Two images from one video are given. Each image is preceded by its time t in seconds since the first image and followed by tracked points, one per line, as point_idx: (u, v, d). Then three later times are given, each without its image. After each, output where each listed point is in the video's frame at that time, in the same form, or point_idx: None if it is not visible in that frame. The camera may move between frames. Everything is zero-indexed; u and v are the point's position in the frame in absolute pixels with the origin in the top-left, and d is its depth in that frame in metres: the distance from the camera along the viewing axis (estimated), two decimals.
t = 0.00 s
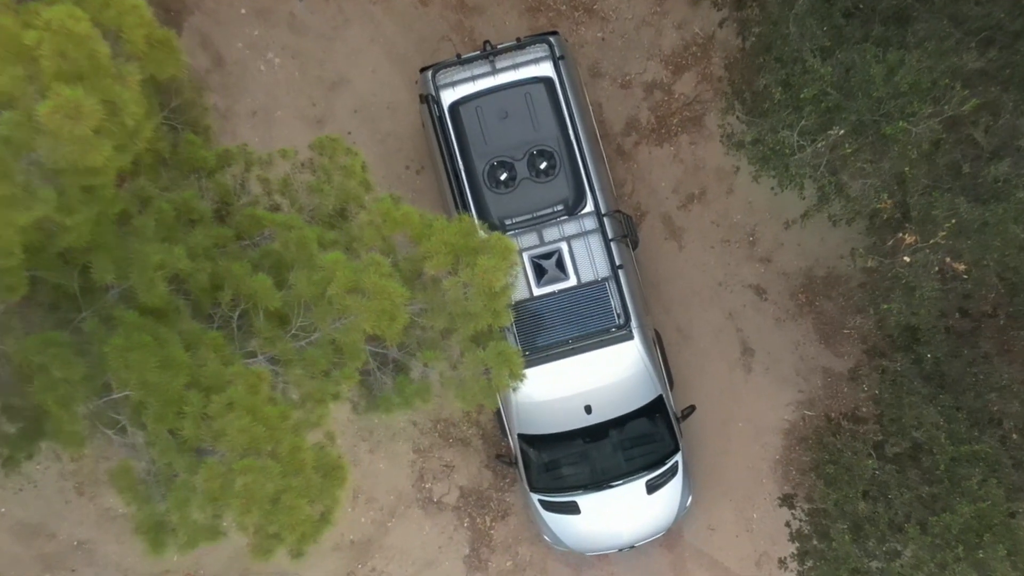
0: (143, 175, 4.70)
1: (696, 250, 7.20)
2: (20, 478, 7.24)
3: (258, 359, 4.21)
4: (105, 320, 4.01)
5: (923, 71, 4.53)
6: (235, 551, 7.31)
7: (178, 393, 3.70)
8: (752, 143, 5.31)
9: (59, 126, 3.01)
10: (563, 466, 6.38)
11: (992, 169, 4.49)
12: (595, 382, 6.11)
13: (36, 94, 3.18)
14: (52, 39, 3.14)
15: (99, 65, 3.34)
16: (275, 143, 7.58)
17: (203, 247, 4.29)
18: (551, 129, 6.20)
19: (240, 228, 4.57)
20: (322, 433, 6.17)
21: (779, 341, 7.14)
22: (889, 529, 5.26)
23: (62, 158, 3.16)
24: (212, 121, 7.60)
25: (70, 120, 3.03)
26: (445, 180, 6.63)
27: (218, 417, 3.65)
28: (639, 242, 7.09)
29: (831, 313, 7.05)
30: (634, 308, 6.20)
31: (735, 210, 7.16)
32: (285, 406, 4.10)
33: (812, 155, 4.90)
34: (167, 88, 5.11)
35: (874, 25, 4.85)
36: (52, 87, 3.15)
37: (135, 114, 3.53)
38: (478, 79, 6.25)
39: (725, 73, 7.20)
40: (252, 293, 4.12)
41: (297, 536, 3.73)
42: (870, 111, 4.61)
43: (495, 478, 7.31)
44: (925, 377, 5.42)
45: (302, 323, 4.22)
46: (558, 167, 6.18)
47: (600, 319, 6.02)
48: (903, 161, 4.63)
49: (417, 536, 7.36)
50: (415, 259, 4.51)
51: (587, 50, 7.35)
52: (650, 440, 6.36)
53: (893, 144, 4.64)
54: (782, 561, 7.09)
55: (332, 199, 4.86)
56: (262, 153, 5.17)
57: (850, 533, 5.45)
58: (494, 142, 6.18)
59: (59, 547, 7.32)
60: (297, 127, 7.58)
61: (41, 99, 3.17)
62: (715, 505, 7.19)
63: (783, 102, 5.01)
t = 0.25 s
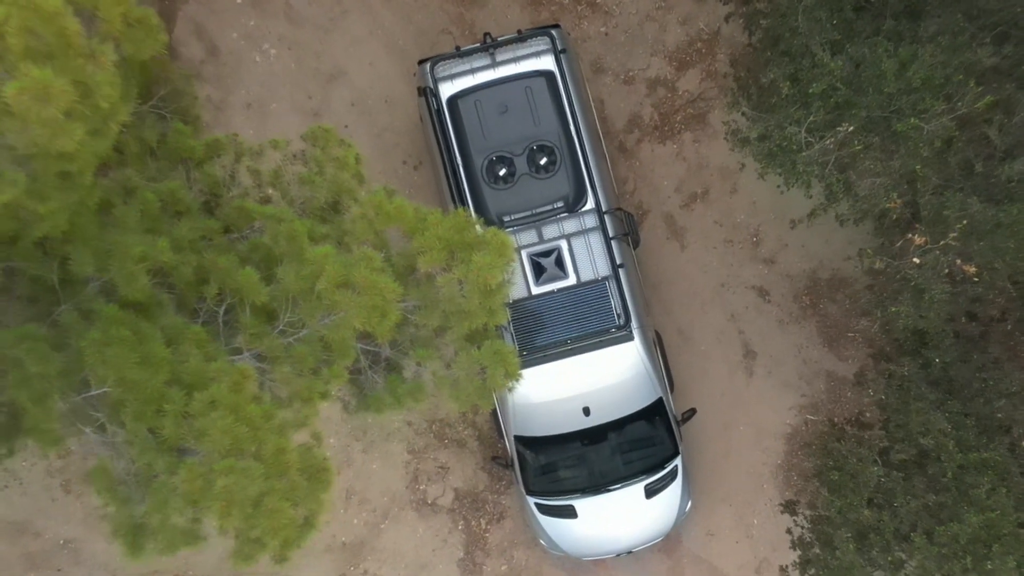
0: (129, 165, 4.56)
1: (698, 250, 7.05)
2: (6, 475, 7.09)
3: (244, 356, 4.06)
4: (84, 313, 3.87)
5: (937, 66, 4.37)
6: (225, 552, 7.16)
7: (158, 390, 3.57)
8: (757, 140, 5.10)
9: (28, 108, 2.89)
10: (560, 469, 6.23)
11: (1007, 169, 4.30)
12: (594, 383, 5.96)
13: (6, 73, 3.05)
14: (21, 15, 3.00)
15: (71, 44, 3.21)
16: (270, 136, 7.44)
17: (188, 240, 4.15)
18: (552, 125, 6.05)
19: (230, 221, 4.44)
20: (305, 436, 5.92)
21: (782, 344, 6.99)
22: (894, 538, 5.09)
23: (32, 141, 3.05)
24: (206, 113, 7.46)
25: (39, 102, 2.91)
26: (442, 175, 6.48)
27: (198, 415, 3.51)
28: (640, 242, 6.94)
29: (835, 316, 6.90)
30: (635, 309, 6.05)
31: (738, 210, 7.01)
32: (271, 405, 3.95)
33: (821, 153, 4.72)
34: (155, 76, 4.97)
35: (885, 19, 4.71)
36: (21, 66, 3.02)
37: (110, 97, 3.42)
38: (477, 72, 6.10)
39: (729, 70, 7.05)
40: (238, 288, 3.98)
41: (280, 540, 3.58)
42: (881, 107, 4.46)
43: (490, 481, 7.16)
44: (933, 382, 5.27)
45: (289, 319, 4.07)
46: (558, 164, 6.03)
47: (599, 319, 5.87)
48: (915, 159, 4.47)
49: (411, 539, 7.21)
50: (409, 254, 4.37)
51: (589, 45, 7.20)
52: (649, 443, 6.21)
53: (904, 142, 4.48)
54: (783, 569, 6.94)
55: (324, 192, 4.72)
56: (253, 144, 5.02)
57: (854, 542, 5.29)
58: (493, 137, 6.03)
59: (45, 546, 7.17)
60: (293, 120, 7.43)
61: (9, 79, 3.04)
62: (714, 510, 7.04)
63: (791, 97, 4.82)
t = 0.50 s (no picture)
0: (117, 154, 4.42)
1: (701, 250, 6.91)
2: None
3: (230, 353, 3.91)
4: (64, 307, 3.73)
5: (952, 60, 4.21)
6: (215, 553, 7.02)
7: (139, 388, 3.43)
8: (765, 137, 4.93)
9: None
10: (557, 472, 6.08)
11: None
12: (593, 385, 5.81)
13: None
14: None
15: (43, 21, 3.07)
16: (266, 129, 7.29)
17: (173, 231, 4.00)
18: (553, 119, 5.90)
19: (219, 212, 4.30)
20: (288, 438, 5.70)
21: (786, 347, 6.84)
22: (901, 548, 4.93)
23: None
24: (201, 105, 7.31)
25: (9, 82, 2.78)
26: (440, 170, 6.33)
27: (180, 415, 3.35)
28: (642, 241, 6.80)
29: (840, 319, 6.75)
30: (636, 309, 5.90)
31: (742, 209, 6.86)
32: (257, 404, 3.81)
33: (831, 149, 4.58)
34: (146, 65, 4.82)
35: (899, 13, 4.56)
36: None
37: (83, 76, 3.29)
38: (477, 65, 5.96)
39: (735, 67, 6.90)
40: (225, 282, 3.84)
41: (264, 546, 3.44)
42: (893, 102, 4.32)
43: (486, 483, 7.02)
44: (942, 388, 5.10)
45: (278, 315, 3.92)
46: (559, 160, 5.88)
47: (600, 319, 5.73)
48: (929, 157, 4.30)
49: (405, 541, 7.07)
50: (404, 249, 4.22)
51: (592, 39, 7.04)
52: (649, 447, 6.06)
53: (917, 139, 4.33)
54: None
55: (317, 185, 4.57)
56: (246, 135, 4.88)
57: (860, 552, 5.12)
58: (492, 132, 5.88)
59: (31, 544, 7.02)
60: (289, 113, 7.29)
61: None
62: (715, 516, 6.90)
63: (799, 92, 4.67)
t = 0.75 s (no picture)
0: (105, 144, 4.28)
1: (704, 251, 6.77)
2: None
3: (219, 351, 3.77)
4: (47, 300, 3.59)
5: (969, 56, 4.06)
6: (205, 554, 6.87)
7: (122, 385, 3.29)
8: (774, 134, 4.78)
9: None
10: (555, 476, 5.94)
11: None
12: (594, 387, 5.68)
13: None
14: None
15: None
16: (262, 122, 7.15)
17: (161, 223, 3.86)
18: (556, 115, 5.76)
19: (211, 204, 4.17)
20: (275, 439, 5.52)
21: (790, 350, 6.70)
22: (909, 558, 4.80)
23: None
24: (197, 97, 7.17)
25: None
26: (440, 165, 6.19)
27: (164, 414, 3.21)
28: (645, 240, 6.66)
29: (845, 322, 6.62)
30: (638, 310, 5.76)
31: (747, 210, 6.72)
32: (245, 403, 3.67)
33: (842, 147, 4.44)
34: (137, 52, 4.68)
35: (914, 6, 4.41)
36: None
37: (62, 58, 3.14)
38: (478, 58, 5.82)
39: (742, 64, 6.75)
40: (213, 277, 3.70)
41: (248, 552, 3.30)
42: (907, 99, 4.19)
43: (483, 485, 6.88)
44: (952, 394, 4.96)
45: (267, 313, 3.78)
46: (561, 156, 5.74)
47: (601, 320, 5.59)
48: (943, 156, 4.17)
49: (399, 544, 6.93)
50: (400, 244, 4.09)
51: (596, 34, 6.90)
52: (649, 450, 5.92)
53: (931, 137, 4.20)
54: None
55: (311, 177, 4.43)
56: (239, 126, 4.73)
57: (866, 561, 4.99)
58: (493, 127, 5.74)
59: (18, 543, 6.87)
60: (286, 105, 7.15)
61: None
62: (715, 522, 6.76)
63: (809, 88, 4.52)
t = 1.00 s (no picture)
0: (93, 133, 4.14)
1: (708, 252, 6.63)
2: None
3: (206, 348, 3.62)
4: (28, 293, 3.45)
5: (986, 52, 3.89)
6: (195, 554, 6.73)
7: (103, 383, 3.15)
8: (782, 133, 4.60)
9: None
10: (554, 480, 5.80)
11: None
12: (594, 390, 5.54)
13: None
14: None
15: None
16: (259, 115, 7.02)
17: (149, 215, 3.72)
18: (558, 111, 5.63)
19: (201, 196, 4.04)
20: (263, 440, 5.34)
21: (794, 354, 6.57)
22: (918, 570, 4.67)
23: None
24: (193, 89, 7.04)
25: None
26: (439, 161, 6.05)
27: (147, 414, 3.08)
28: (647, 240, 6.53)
29: (851, 326, 6.48)
30: (640, 311, 5.62)
31: (752, 210, 6.59)
32: (232, 403, 3.54)
33: (854, 146, 4.28)
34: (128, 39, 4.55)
35: None
36: None
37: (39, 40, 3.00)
38: (479, 51, 5.68)
39: (748, 62, 6.61)
40: (201, 271, 3.57)
41: (233, 559, 3.16)
42: (921, 96, 4.05)
43: (480, 488, 6.74)
44: (963, 403, 4.80)
45: (257, 310, 3.64)
46: (563, 152, 5.60)
47: (602, 321, 5.46)
48: (958, 156, 4.04)
49: (393, 547, 6.79)
50: (396, 240, 3.95)
51: (600, 30, 6.75)
52: (650, 455, 5.79)
53: (946, 136, 4.06)
54: None
55: (305, 170, 4.29)
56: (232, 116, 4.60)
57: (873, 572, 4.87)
58: (494, 122, 5.61)
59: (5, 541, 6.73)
60: (283, 98, 7.01)
61: None
62: (716, 529, 6.62)
63: (820, 85, 4.37)
